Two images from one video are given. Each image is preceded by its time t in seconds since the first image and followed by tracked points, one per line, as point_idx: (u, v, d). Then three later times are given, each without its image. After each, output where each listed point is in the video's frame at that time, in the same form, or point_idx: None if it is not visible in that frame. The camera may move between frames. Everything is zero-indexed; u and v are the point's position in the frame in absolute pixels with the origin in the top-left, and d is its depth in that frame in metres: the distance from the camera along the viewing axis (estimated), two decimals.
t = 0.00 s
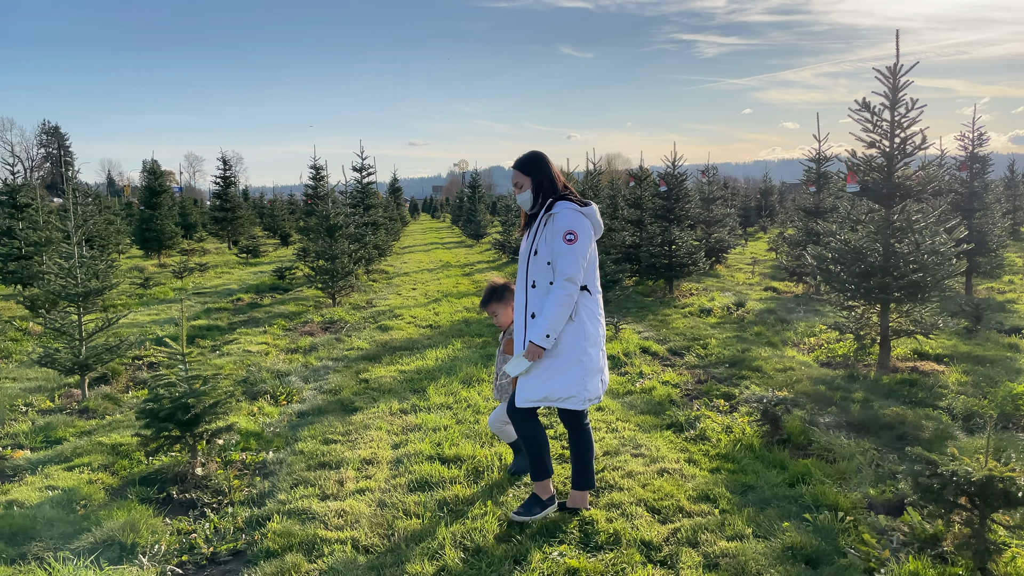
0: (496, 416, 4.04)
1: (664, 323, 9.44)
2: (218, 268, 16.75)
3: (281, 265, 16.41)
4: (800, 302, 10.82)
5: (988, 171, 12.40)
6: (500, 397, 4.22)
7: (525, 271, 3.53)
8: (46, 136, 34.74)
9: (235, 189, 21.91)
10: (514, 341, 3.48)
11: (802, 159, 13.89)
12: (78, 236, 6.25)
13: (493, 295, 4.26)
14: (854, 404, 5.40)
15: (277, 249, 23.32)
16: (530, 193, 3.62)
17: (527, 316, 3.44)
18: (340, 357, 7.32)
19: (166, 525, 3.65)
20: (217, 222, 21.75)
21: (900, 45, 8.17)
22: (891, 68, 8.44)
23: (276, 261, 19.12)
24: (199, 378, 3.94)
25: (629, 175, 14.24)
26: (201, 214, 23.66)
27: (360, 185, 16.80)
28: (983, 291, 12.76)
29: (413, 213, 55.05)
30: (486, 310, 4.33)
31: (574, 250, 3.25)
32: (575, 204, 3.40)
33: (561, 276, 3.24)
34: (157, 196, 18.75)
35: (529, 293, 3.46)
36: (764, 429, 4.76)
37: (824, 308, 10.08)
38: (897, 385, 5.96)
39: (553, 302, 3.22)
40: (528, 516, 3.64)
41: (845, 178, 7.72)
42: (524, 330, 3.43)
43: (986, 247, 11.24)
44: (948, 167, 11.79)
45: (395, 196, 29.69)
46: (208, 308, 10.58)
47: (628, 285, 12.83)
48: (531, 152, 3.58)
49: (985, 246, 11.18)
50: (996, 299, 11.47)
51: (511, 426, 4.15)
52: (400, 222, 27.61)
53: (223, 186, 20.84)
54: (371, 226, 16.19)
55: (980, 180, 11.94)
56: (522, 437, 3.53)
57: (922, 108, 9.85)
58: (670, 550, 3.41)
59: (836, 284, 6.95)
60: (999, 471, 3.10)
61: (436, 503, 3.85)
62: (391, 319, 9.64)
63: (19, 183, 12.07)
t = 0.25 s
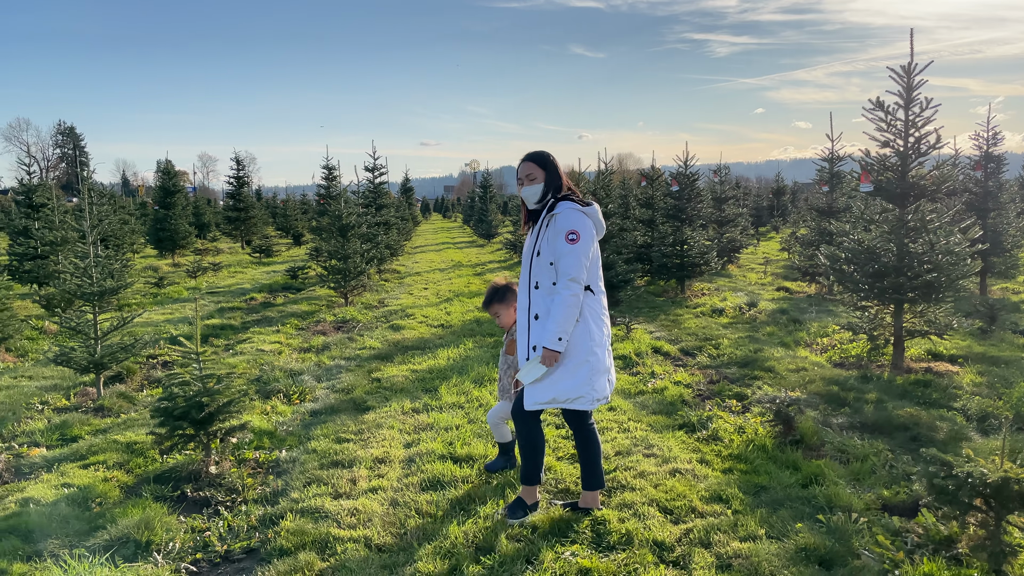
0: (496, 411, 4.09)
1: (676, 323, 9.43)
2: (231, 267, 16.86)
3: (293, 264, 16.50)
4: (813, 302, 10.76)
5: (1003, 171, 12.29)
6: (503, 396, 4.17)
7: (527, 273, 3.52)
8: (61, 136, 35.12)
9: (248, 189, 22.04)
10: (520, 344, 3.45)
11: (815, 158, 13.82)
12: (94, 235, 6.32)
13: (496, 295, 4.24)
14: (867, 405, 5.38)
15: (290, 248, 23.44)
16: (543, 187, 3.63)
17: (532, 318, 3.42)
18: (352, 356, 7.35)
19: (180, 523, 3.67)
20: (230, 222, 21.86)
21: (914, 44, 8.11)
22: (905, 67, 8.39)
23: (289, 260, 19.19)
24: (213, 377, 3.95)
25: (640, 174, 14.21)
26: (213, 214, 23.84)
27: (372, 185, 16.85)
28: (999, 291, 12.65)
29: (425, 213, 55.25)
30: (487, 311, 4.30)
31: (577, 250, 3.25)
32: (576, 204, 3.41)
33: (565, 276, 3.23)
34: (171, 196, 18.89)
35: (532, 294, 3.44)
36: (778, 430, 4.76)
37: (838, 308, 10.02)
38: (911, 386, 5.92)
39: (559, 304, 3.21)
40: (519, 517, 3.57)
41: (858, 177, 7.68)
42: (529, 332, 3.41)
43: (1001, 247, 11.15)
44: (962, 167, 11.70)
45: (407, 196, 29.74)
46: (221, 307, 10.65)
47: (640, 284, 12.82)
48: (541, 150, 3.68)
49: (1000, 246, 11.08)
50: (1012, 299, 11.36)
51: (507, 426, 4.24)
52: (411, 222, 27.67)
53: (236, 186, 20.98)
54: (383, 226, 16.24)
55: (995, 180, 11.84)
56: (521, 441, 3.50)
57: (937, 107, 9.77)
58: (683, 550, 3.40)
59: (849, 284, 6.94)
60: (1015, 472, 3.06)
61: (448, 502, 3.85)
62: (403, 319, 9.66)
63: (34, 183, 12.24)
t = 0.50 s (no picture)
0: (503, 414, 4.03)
1: (687, 323, 9.40)
2: (243, 266, 16.95)
3: (304, 264, 16.56)
4: (825, 302, 10.70)
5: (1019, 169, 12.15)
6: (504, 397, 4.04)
7: (531, 274, 3.50)
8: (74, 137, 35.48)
9: (259, 189, 22.16)
10: (523, 346, 3.41)
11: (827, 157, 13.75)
12: (107, 235, 6.37)
13: (498, 295, 4.17)
14: (881, 406, 5.34)
15: (301, 248, 23.54)
16: (555, 183, 3.67)
17: (536, 319, 3.39)
18: (363, 355, 7.37)
19: (193, 521, 3.69)
20: (242, 222, 21.95)
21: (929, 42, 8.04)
22: (919, 65, 8.32)
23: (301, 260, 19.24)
24: (225, 376, 3.96)
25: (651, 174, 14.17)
26: (225, 214, 23.99)
27: (383, 185, 16.88)
28: (1015, 291, 12.52)
29: (435, 213, 55.39)
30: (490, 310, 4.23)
31: (582, 250, 3.23)
32: (580, 205, 3.41)
33: (570, 277, 3.21)
34: (184, 195, 19.00)
35: (536, 295, 3.42)
36: (790, 429, 4.81)
37: (850, 308, 9.96)
38: (925, 387, 5.88)
39: (565, 304, 3.18)
40: (530, 522, 3.60)
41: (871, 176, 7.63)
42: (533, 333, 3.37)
43: (1017, 246, 11.04)
44: (977, 166, 11.60)
45: (417, 196, 29.73)
46: (234, 306, 10.72)
47: (651, 284, 12.80)
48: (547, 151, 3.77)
49: (1016, 246, 10.97)
50: None
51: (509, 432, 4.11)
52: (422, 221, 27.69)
53: (247, 186, 21.10)
54: (394, 225, 16.28)
55: (1010, 179, 11.71)
56: (528, 446, 3.47)
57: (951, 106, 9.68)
58: (695, 551, 3.38)
59: (863, 284, 6.90)
60: None
61: (459, 502, 3.84)
62: (414, 319, 9.67)
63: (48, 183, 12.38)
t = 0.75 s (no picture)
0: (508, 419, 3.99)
1: (698, 322, 9.38)
2: (254, 265, 17.00)
3: (314, 263, 16.61)
4: (837, 302, 10.63)
5: None
6: (505, 401, 3.96)
7: (534, 273, 3.47)
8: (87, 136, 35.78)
9: (270, 189, 22.24)
10: (526, 345, 3.38)
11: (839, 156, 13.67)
12: (119, 234, 6.41)
13: (501, 296, 4.12)
14: (893, 406, 5.30)
15: (311, 247, 23.62)
16: (563, 181, 3.66)
17: (539, 319, 3.36)
18: (373, 354, 7.38)
19: (205, 519, 3.70)
20: (253, 221, 22.03)
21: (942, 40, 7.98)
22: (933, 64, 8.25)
23: (311, 259, 19.28)
24: (235, 374, 3.96)
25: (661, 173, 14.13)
26: (236, 213, 24.10)
27: (392, 185, 16.89)
28: None
29: (445, 213, 55.48)
30: (492, 311, 4.19)
31: (590, 250, 3.23)
32: (586, 204, 3.41)
33: (578, 276, 3.20)
34: (195, 195, 19.08)
35: (539, 294, 3.39)
36: (802, 430, 4.79)
37: (862, 308, 9.89)
38: (938, 387, 5.83)
39: (571, 303, 3.16)
40: (541, 521, 3.59)
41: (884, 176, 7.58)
42: (536, 332, 3.34)
43: None
44: (991, 165, 11.50)
45: (427, 195, 29.72)
46: (245, 305, 10.77)
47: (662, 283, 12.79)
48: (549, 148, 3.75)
49: None
50: None
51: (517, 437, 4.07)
52: (431, 220, 27.67)
53: (258, 185, 21.19)
54: (404, 225, 16.29)
55: None
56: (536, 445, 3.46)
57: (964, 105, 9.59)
58: (707, 552, 3.36)
59: (875, 283, 6.86)
60: None
61: (469, 501, 3.83)
62: (425, 318, 9.67)
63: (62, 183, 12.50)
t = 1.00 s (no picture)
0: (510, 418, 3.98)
1: (709, 322, 9.36)
2: (265, 265, 17.07)
3: (324, 262, 16.66)
4: (849, 302, 10.59)
5: None
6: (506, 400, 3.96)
7: (542, 269, 3.46)
8: (99, 136, 36.08)
9: (281, 189, 22.34)
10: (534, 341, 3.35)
11: (851, 155, 13.61)
12: (131, 233, 6.45)
13: (501, 296, 4.12)
14: (906, 407, 5.28)
15: (322, 246, 23.70)
16: (568, 177, 3.65)
17: (547, 315, 3.34)
18: (384, 354, 7.40)
19: (216, 518, 3.71)
20: (264, 221, 22.12)
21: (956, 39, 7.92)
22: (946, 63, 8.20)
23: (322, 259, 19.34)
24: (247, 373, 3.98)
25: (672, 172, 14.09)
26: (247, 212, 24.22)
27: (403, 184, 16.91)
28: None
29: (455, 212, 55.63)
30: (493, 311, 4.19)
31: (600, 245, 3.23)
32: (594, 201, 3.41)
33: (587, 271, 3.20)
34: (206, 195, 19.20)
35: (547, 290, 3.37)
36: (814, 431, 4.78)
37: (874, 309, 9.84)
38: (951, 388, 5.80)
39: (580, 298, 3.15)
40: (552, 521, 3.59)
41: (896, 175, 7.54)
42: (544, 328, 3.32)
43: None
44: (1005, 165, 11.40)
45: (437, 195, 29.73)
46: (256, 304, 10.82)
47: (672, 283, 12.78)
48: (553, 145, 3.73)
49: None
50: None
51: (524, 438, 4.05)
52: (441, 220, 27.66)
53: (269, 185, 21.30)
54: (414, 224, 16.31)
55: None
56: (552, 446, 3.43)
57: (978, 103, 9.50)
58: (718, 553, 3.34)
59: (887, 284, 6.84)
60: None
61: (480, 501, 3.84)
62: (434, 317, 9.68)
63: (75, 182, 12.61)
